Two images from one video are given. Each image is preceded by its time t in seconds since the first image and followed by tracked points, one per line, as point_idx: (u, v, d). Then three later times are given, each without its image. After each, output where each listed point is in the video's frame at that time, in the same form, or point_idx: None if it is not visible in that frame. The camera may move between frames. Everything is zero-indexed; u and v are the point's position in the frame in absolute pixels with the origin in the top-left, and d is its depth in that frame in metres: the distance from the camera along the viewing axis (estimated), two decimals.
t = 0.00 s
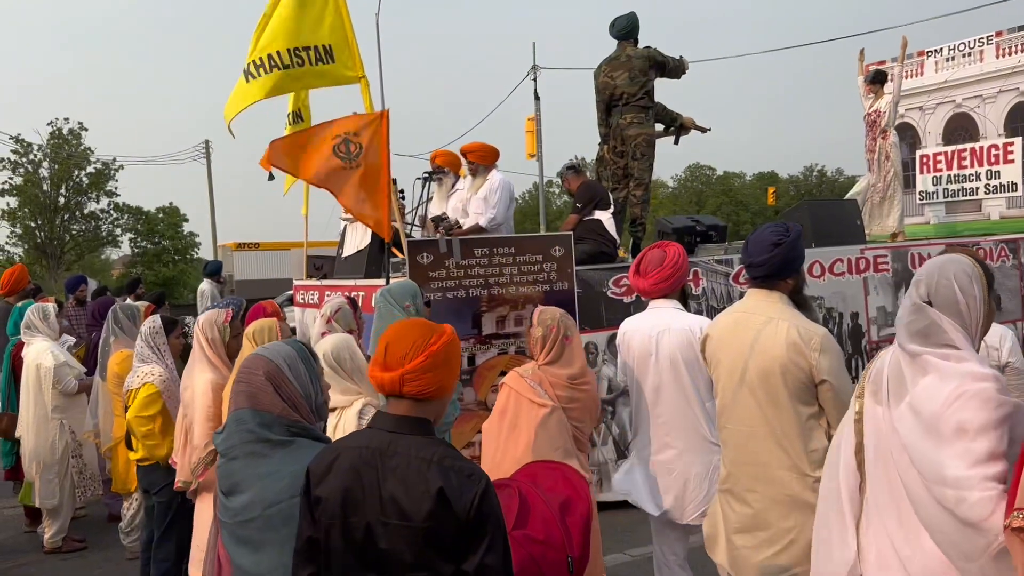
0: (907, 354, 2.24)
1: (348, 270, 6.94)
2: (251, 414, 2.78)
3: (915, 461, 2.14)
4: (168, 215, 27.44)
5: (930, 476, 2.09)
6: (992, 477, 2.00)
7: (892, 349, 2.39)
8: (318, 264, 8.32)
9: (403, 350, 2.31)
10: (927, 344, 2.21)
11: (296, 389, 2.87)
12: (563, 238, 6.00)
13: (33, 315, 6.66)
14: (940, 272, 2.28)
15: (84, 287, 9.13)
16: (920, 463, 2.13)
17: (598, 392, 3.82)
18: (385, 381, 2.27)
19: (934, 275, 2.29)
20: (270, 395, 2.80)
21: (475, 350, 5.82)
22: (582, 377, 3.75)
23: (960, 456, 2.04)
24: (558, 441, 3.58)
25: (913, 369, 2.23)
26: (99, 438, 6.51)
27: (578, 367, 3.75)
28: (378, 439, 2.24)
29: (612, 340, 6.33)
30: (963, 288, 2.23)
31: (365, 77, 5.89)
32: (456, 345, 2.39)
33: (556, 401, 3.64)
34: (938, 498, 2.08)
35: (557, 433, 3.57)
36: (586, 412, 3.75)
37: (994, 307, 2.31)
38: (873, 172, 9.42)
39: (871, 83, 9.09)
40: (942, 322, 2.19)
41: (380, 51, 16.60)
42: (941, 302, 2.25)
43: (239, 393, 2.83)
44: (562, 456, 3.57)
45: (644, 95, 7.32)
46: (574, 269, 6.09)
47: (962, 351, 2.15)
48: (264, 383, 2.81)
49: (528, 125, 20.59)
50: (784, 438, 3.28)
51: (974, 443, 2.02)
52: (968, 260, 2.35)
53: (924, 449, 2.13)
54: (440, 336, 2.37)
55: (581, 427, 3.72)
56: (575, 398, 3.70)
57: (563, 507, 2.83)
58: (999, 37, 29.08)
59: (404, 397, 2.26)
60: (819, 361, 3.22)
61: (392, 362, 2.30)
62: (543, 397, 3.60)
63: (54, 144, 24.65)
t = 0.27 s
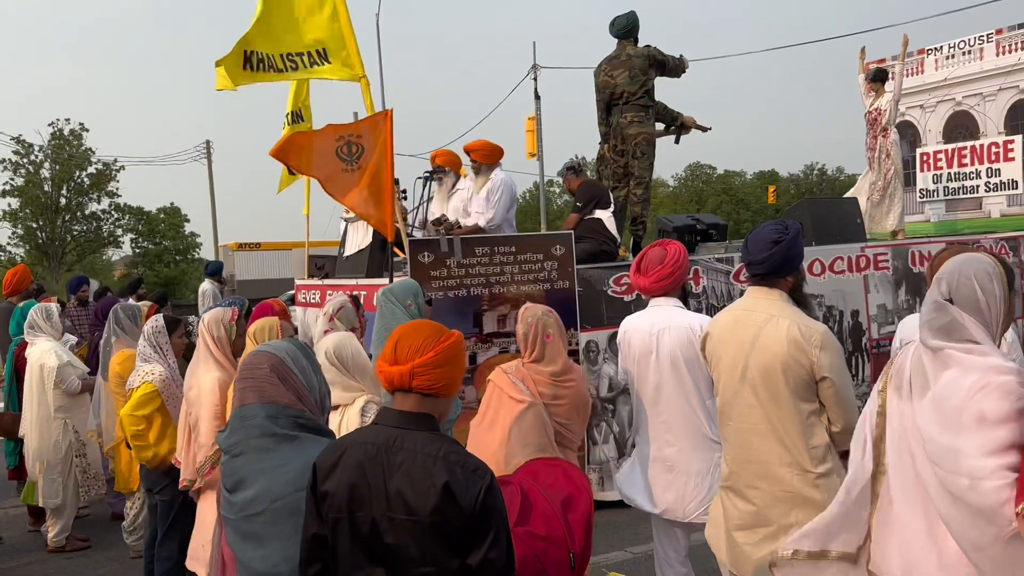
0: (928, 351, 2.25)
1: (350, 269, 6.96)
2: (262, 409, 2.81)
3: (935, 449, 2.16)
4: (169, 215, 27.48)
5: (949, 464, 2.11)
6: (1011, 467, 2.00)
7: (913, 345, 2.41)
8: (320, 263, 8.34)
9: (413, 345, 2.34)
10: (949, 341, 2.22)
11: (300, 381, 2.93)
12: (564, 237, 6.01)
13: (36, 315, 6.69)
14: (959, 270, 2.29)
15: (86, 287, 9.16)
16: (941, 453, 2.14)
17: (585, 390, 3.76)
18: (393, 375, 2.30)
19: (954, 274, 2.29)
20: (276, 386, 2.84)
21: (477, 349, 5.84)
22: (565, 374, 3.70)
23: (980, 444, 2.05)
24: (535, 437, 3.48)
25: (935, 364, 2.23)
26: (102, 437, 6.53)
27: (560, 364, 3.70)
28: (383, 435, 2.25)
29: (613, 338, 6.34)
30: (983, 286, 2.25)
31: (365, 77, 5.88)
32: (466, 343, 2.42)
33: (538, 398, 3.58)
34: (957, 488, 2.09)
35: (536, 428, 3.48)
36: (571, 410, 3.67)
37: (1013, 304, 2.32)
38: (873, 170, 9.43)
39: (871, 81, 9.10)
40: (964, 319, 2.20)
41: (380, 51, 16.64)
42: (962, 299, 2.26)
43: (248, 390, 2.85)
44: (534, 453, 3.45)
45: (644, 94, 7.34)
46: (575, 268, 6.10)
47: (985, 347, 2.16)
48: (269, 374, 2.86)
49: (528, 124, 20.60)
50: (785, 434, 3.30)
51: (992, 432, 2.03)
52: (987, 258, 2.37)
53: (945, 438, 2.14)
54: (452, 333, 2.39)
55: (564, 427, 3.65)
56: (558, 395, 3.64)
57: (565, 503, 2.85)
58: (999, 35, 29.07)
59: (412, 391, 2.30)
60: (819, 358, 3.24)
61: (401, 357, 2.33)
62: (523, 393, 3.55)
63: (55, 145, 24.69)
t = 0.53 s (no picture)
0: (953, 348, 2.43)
1: (350, 269, 6.96)
2: (267, 406, 2.84)
3: (951, 439, 2.37)
4: (169, 216, 27.48)
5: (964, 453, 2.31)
6: (1019, 457, 2.20)
7: (941, 339, 2.60)
8: (320, 264, 8.35)
9: (426, 348, 2.34)
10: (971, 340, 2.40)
11: (302, 378, 2.99)
12: (564, 236, 6.01)
13: (37, 316, 6.69)
14: (980, 271, 2.43)
15: (86, 288, 9.16)
16: (957, 441, 2.35)
17: (575, 393, 3.51)
18: (404, 377, 2.30)
19: (973, 275, 2.44)
20: (279, 382, 2.89)
21: (477, 348, 5.84)
22: (553, 377, 3.48)
23: (991, 434, 2.25)
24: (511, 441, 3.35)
25: (958, 362, 2.42)
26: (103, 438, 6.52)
27: (547, 366, 3.47)
28: (389, 434, 2.26)
29: (613, 338, 6.35)
30: (1003, 286, 2.39)
31: (367, 77, 5.87)
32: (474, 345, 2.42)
33: (519, 401, 3.39)
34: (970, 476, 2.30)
35: (512, 433, 3.34)
36: (559, 414, 3.45)
37: None
38: (872, 169, 9.44)
39: (870, 80, 9.11)
40: (983, 320, 2.39)
41: (380, 51, 16.63)
42: (982, 299, 2.42)
43: (254, 386, 2.89)
44: (509, 458, 3.32)
45: (644, 93, 7.34)
46: (575, 267, 6.10)
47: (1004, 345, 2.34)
48: (272, 370, 2.92)
49: (527, 124, 20.59)
50: (786, 432, 3.30)
51: (1002, 424, 2.23)
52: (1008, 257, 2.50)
53: (962, 427, 2.34)
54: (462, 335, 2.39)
55: (549, 431, 3.44)
56: (543, 399, 3.43)
57: (567, 503, 2.85)
58: (998, 33, 29.07)
59: (422, 394, 2.30)
60: (819, 356, 3.24)
61: (412, 358, 2.33)
62: (504, 396, 3.39)
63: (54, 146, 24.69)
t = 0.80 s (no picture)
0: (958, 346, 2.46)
1: (349, 269, 6.96)
2: (266, 406, 2.85)
3: (961, 433, 2.38)
4: (168, 215, 27.47)
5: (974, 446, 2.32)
6: None
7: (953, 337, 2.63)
8: (319, 263, 8.35)
9: (434, 351, 2.33)
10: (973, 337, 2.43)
11: (302, 379, 3.00)
12: (563, 236, 6.02)
13: (36, 316, 6.69)
14: (972, 272, 2.45)
15: (85, 288, 9.16)
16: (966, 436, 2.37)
17: (566, 395, 3.48)
18: (412, 380, 2.28)
19: (965, 278, 2.46)
20: (278, 381, 2.90)
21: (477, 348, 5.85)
22: (543, 379, 3.45)
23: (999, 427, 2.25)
24: (497, 444, 3.35)
25: (965, 358, 2.45)
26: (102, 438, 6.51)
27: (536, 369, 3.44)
28: (390, 435, 2.26)
29: (613, 337, 6.35)
30: (996, 285, 2.39)
31: (365, 77, 5.85)
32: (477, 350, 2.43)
33: (507, 404, 3.38)
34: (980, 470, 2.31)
35: (496, 436, 3.34)
36: (549, 416, 3.43)
37: None
38: (871, 168, 9.44)
39: (869, 79, 9.11)
40: (983, 315, 2.40)
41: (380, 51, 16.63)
42: (979, 294, 2.43)
43: (253, 385, 2.89)
44: (494, 461, 3.32)
45: (643, 92, 7.34)
46: (575, 266, 6.11)
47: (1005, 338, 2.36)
48: (271, 370, 2.93)
49: (527, 123, 20.58)
50: (785, 432, 3.30)
51: (1010, 417, 2.24)
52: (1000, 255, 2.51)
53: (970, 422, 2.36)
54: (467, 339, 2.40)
55: (538, 433, 3.43)
56: (532, 402, 3.41)
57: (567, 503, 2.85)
58: (997, 32, 29.05)
59: (427, 398, 2.30)
60: (818, 356, 3.24)
61: (421, 361, 2.32)
62: (492, 399, 3.38)
63: (54, 146, 24.68)
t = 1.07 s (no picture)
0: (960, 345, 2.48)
1: (347, 269, 6.96)
2: (265, 406, 2.85)
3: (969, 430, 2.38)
4: (167, 215, 27.45)
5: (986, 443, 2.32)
6: None
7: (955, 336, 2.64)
8: (317, 263, 8.35)
9: (438, 356, 2.33)
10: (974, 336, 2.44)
11: (301, 379, 3.01)
12: (562, 236, 6.03)
13: (34, 317, 6.69)
14: (968, 274, 2.46)
15: (83, 289, 9.16)
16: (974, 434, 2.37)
17: (561, 396, 3.46)
18: (416, 384, 2.27)
19: (963, 282, 2.47)
20: (276, 382, 2.90)
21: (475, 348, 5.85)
22: (538, 379, 3.45)
23: (1006, 425, 2.26)
24: (490, 445, 3.36)
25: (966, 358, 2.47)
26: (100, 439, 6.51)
27: (530, 369, 3.44)
28: (386, 435, 2.26)
29: (611, 337, 6.35)
30: (994, 285, 2.41)
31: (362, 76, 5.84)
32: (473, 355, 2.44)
33: (501, 405, 3.39)
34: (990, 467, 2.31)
35: (490, 438, 3.35)
36: (544, 416, 3.43)
37: None
38: (869, 168, 9.45)
39: (868, 79, 9.12)
40: (982, 314, 2.42)
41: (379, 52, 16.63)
42: (977, 295, 2.44)
43: (250, 386, 2.90)
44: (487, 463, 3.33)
45: (641, 92, 7.34)
46: (573, 266, 6.11)
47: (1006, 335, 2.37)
48: (268, 371, 2.93)
49: (525, 123, 20.59)
50: (784, 431, 3.31)
51: (1014, 415, 2.24)
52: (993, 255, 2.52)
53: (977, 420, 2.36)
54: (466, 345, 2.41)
55: (533, 434, 3.43)
56: (526, 403, 3.41)
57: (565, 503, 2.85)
58: (996, 32, 29.06)
59: (428, 401, 2.30)
60: (817, 355, 3.25)
61: (425, 365, 2.31)
62: (486, 400, 3.40)
63: (53, 146, 24.67)
